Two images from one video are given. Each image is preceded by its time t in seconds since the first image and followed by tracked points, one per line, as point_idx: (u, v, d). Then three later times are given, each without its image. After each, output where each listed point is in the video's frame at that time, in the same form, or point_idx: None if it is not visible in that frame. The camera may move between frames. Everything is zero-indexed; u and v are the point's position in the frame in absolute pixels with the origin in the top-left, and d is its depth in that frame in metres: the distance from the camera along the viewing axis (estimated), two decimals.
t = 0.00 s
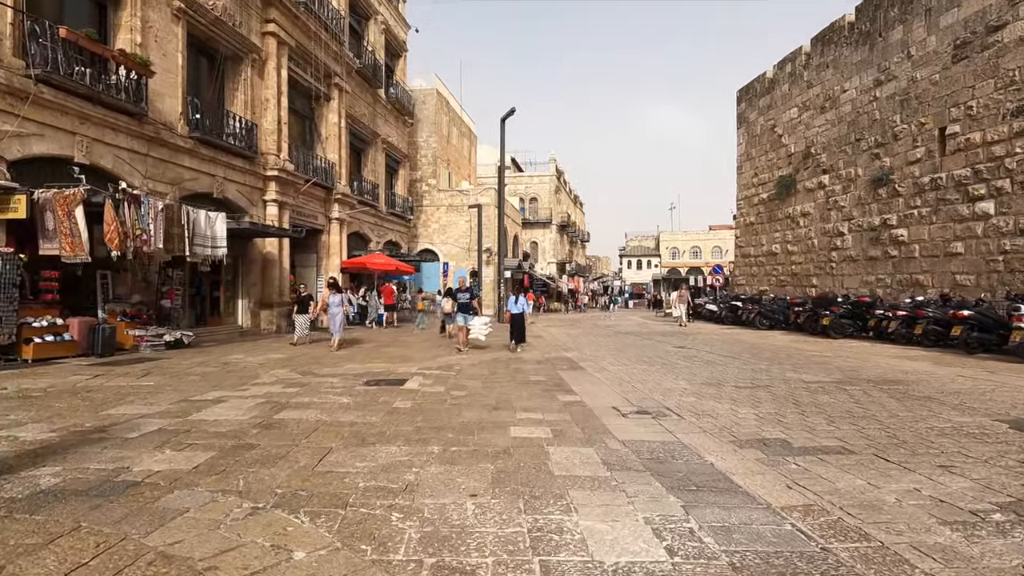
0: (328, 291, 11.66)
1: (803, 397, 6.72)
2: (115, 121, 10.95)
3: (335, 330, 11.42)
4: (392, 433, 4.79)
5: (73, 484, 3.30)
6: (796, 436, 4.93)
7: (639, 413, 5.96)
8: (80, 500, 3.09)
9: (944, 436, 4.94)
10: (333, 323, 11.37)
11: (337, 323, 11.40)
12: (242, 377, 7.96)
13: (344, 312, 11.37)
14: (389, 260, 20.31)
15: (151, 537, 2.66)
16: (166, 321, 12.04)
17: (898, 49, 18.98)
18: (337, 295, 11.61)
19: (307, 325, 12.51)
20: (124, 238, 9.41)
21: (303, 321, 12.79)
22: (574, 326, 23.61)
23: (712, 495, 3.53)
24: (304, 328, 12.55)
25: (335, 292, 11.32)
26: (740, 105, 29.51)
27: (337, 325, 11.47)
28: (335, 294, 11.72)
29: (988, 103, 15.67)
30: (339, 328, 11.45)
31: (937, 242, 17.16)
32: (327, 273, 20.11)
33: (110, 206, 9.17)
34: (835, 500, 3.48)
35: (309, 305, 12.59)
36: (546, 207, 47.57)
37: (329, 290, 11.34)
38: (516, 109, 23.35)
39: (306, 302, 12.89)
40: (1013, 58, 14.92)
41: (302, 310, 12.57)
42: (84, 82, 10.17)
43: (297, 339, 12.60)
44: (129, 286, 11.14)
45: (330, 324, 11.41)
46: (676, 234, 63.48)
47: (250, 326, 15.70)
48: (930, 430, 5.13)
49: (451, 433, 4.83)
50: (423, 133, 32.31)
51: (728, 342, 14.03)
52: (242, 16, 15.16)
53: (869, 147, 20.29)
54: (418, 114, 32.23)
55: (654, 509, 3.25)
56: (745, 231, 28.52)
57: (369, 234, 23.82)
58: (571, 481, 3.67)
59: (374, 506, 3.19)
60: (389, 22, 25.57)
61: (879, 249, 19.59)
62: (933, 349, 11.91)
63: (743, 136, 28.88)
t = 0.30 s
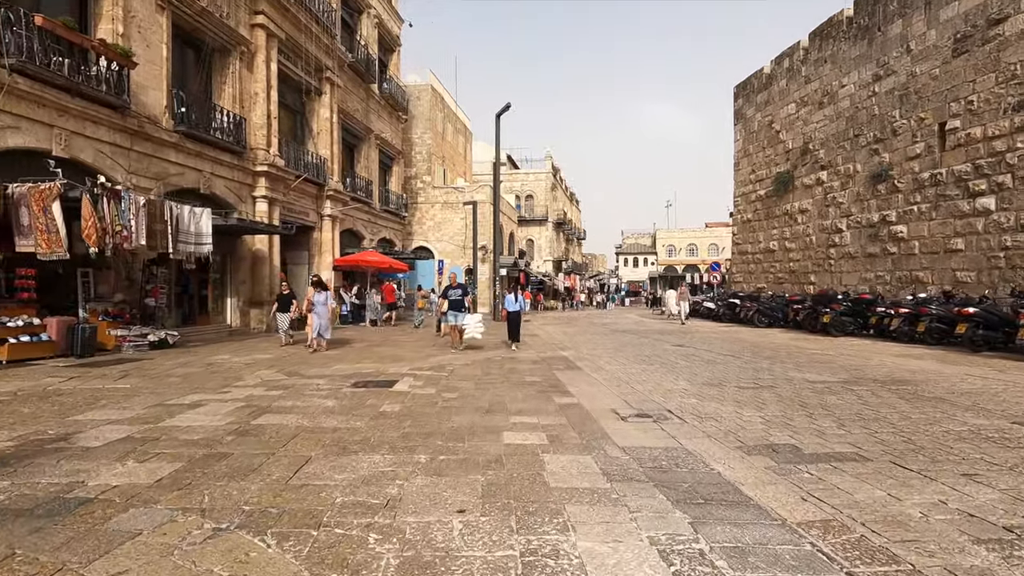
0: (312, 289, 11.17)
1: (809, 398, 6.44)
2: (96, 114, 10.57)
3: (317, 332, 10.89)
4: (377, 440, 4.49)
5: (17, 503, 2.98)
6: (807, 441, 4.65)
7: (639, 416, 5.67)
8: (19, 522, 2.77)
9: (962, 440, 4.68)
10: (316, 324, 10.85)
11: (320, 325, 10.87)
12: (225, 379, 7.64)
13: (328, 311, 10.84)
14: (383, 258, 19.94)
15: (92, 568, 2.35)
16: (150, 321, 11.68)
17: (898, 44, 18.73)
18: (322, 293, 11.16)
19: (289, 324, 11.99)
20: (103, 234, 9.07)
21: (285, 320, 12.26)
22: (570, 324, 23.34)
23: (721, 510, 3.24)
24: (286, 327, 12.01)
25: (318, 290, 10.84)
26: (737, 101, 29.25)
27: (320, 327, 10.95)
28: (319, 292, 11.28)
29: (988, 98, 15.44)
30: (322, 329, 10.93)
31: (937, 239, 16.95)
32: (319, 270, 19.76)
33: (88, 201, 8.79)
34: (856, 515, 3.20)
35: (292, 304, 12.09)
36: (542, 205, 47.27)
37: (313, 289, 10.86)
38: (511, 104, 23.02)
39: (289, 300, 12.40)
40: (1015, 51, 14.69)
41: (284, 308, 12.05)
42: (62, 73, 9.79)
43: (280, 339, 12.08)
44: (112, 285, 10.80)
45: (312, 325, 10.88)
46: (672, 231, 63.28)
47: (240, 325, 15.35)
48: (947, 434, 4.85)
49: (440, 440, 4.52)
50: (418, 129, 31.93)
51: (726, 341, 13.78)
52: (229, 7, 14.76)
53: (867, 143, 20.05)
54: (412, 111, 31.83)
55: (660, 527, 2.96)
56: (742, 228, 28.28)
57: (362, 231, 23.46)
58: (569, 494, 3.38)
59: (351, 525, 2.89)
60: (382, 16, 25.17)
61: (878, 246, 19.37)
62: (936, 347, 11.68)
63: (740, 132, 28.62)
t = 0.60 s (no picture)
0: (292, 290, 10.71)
1: (819, 402, 6.13)
2: (77, 106, 10.20)
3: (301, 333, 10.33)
4: (363, 451, 4.16)
5: None
6: (823, 451, 4.34)
7: (643, 422, 5.34)
8: None
9: (988, 449, 4.38)
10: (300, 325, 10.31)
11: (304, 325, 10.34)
12: (208, 382, 7.28)
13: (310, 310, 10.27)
14: (377, 256, 19.55)
15: None
16: (135, 321, 11.28)
17: (900, 39, 18.45)
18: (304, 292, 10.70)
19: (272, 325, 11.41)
20: (82, 230, 8.70)
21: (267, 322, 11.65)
22: (567, 323, 23.02)
23: (738, 534, 2.92)
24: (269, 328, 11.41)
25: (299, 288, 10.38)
26: (736, 97, 28.95)
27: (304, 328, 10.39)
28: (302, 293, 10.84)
29: (993, 93, 15.16)
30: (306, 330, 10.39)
31: (939, 236, 16.69)
32: (312, 268, 19.39)
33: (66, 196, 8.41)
34: (886, 538, 2.89)
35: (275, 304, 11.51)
36: (539, 202, 46.95)
37: (294, 288, 10.44)
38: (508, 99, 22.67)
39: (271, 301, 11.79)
40: (1020, 45, 14.40)
41: (266, 309, 11.47)
42: (40, 63, 9.42)
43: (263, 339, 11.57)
44: (94, 283, 10.36)
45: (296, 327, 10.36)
46: (670, 229, 62.97)
47: (230, 324, 14.98)
48: (971, 442, 4.55)
49: (429, 451, 4.19)
50: (413, 126, 31.53)
51: (727, 340, 13.49)
52: None
53: (868, 139, 19.76)
54: (408, 107, 31.44)
55: (671, 556, 2.64)
56: (741, 226, 28.00)
57: (357, 229, 23.09)
58: (569, 515, 3.05)
59: (324, 555, 2.56)
60: (376, 10, 24.76)
61: (879, 244, 19.10)
62: (943, 347, 11.41)
63: (739, 129, 28.33)
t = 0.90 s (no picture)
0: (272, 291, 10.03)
1: (830, 407, 5.84)
2: (51, 96, 9.75)
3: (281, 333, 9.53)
4: (347, 465, 3.81)
5: None
6: (843, 463, 4.04)
7: (647, 430, 5.02)
8: None
9: (1017, 460, 4.09)
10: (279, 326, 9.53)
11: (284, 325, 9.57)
12: (186, 386, 6.90)
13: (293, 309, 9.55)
14: (368, 254, 19.14)
15: None
16: (114, 320, 10.85)
17: (897, 36, 18.26)
18: (286, 292, 10.03)
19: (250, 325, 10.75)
20: (53, 225, 8.26)
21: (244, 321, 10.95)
22: (561, 322, 22.71)
23: (763, 563, 2.60)
24: (246, 329, 10.74)
25: (279, 287, 9.72)
26: (731, 95, 28.73)
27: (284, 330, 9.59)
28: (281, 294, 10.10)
29: (991, 90, 14.99)
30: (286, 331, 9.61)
31: (936, 235, 16.52)
32: (301, 267, 18.95)
33: (35, 189, 7.99)
34: (927, 567, 2.59)
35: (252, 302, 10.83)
36: (533, 200, 46.61)
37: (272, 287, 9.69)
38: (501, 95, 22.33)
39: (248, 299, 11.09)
40: (1019, 42, 14.23)
41: (242, 308, 10.81)
42: (11, 50, 8.97)
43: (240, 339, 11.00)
44: (69, 281, 9.91)
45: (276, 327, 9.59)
46: (663, 228, 62.80)
47: (215, 324, 14.55)
48: (997, 452, 4.26)
49: (418, 464, 3.85)
50: (405, 122, 31.07)
51: (725, 340, 13.23)
52: None
53: (865, 137, 19.57)
54: (400, 103, 30.98)
55: None
56: (736, 224, 27.79)
57: (347, 226, 22.66)
58: (574, 542, 2.72)
59: None
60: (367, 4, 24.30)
61: (876, 242, 18.91)
62: (946, 348, 11.19)
63: (734, 127, 28.11)
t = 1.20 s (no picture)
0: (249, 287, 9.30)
1: (839, 414, 5.58)
2: (23, 85, 9.31)
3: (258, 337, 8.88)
4: (328, 483, 3.48)
5: None
6: (862, 478, 3.77)
7: (651, 440, 4.75)
8: None
9: None
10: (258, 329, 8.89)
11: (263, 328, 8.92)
12: (161, 391, 6.53)
13: (272, 310, 8.88)
14: (358, 251, 18.75)
15: None
16: (91, 320, 10.43)
17: (893, 33, 18.09)
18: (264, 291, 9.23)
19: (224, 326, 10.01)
20: (23, 220, 7.84)
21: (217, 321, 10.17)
22: (555, 321, 22.44)
23: None
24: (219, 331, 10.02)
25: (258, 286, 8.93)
26: (725, 93, 28.53)
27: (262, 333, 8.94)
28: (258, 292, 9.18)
29: (988, 89, 14.84)
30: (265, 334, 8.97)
31: (932, 234, 16.37)
32: (289, 265, 18.51)
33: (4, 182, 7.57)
34: None
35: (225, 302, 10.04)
36: (526, 198, 46.29)
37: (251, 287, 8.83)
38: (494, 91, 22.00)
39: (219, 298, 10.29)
40: (1016, 40, 14.08)
41: (216, 308, 10.11)
42: None
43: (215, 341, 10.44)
44: (43, 279, 9.67)
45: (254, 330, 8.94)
46: (656, 227, 62.74)
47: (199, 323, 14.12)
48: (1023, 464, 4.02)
49: (405, 482, 3.54)
50: (397, 118, 30.64)
51: (722, 340, 13.00)
52: None
53: (860, 135, 19.40)
54: (391, 98, 30.52)
55: None
56: (730, 223, 27.61)
57: (337, 223, 22.24)
58: None
59: None
60: None
61: (871, 242, 18.76)
62: (947, 349, 11.02)
63: (728, 125, 27.92)
